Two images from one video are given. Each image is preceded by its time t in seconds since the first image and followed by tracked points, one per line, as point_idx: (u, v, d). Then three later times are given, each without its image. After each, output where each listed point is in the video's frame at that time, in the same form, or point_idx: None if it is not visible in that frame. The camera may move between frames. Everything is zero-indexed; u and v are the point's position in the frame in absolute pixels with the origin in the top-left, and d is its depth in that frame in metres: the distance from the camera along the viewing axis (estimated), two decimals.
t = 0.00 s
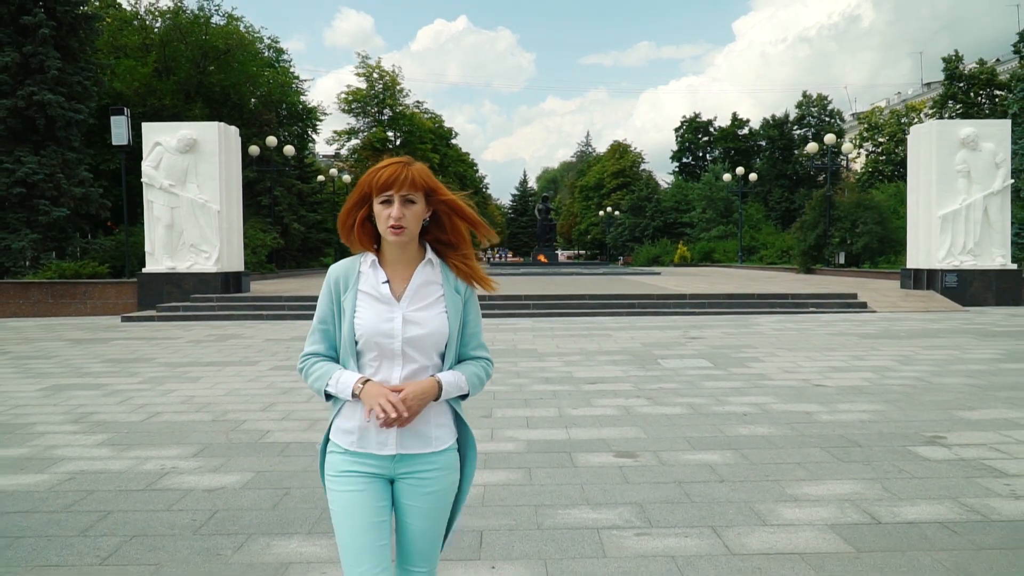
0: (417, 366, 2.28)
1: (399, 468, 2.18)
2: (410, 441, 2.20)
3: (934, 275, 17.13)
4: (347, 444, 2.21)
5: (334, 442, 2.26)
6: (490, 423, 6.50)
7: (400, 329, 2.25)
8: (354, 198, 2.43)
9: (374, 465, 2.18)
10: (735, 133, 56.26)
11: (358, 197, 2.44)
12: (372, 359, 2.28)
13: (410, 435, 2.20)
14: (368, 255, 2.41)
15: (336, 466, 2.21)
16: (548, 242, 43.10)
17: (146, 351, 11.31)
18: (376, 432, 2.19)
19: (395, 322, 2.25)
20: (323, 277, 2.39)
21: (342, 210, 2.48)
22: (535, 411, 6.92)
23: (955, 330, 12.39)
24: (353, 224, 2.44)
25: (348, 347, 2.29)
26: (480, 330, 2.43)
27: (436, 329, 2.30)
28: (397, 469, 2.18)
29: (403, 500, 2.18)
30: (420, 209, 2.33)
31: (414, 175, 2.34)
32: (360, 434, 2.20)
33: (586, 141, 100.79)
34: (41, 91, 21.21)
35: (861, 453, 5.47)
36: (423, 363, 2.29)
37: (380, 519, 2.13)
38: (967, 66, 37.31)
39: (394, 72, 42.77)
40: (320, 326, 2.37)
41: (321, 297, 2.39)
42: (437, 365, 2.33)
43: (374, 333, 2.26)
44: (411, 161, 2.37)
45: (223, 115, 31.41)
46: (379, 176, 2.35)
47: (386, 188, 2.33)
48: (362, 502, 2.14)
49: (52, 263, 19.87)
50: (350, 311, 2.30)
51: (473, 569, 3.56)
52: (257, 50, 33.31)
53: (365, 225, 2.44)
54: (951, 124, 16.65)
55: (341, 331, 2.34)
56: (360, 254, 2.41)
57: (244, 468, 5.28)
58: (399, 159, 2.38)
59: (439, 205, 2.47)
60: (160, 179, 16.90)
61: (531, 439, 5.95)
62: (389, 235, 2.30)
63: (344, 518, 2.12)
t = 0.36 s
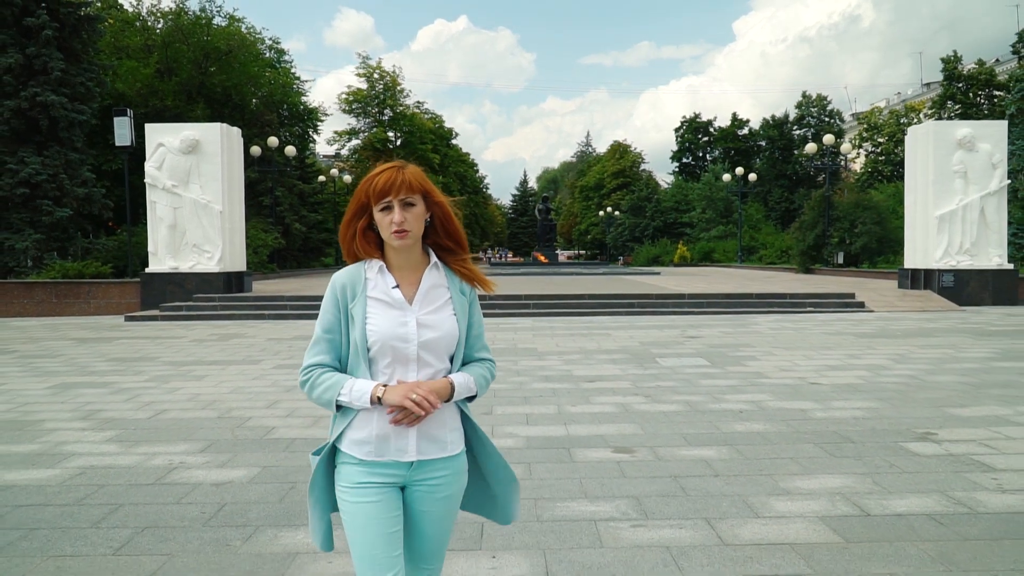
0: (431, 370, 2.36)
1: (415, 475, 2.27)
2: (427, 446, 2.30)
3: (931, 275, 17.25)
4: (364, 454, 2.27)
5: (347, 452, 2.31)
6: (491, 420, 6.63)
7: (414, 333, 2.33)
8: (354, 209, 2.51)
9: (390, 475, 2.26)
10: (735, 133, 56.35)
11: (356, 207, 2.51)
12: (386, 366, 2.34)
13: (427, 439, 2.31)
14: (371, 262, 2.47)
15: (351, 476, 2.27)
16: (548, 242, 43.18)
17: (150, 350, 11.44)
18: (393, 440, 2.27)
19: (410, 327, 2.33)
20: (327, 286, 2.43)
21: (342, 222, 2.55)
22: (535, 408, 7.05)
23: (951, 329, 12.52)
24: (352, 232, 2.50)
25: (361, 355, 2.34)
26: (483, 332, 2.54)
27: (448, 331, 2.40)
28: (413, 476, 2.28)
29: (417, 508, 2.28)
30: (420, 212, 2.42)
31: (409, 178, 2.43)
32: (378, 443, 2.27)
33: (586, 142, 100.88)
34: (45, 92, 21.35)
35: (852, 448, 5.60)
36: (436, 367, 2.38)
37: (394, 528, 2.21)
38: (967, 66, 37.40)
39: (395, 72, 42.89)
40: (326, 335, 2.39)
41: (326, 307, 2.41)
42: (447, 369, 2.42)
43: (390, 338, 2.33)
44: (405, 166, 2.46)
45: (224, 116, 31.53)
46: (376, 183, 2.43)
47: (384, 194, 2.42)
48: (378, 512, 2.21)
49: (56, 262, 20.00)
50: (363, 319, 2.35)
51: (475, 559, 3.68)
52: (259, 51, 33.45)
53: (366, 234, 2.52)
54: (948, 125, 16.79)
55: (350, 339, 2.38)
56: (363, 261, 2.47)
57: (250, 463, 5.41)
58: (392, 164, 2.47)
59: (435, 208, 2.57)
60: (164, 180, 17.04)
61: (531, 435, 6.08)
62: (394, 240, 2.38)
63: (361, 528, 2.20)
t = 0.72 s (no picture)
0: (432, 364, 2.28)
1: (415, 481, 2.19)
2: (434, 445, 2.24)
3: (928, 274, 17.36)
4: (366, 458, 2.18)
5: (346, 453, 2.21)
6: (489, 417, 6.73)
7: (414, 327, 2.24)
8: (340, 204, 2.44)
9: (390, 480, 2.18)
10: (735, 133, 56.46)
11: (343, 202, 2.45)
12: (387, 365, 2.22)
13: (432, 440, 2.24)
14: (362, 257, 2.39)
15: (349, 477, 2.18)
16: (548, 242, 43.31)
17: (152, 350, 11.55)
18: (399, 439, 2.20)
19: (409, 321, 2.24)
20: (318, 286, 2.34)
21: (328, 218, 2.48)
22: (533, 406, 7.14)
23: (946, 328, 12.63)
24: (341, 229, 2.45)
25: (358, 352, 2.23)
26: (480, 325, 2.49)
27: (447, 324, 2.32)
28: (413, 482, 2.20)
29: (418, 515, 2.20)
30: (408, 202, 2.35)
31: (396, 167, 2.35)
32: (383, 444, 2.19)
33: (586, 141, 101.00)
34: (46, 94, 21.45)
35: (844, 445, 5.70)
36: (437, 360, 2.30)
37: (391, 533, 2.15)
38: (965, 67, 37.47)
39: (395, 73, 43.00)
40: (321, 339, 2.33)
41: (320, 308, 2.33)
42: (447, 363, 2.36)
43: (389, 334, 2.21)
44: (390, 156, 2.39)
45: (225, 117, 31.66)
46: (362, 174, 2.37)
47: (370, 185, 2.34)
48: (377, 519, 2.14)
49: (58, 263, 20.14)
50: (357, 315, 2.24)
51: (472, 551, 3.78)
52: (259, 52, 33.60)
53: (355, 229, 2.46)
54: (945, 125, 16.86)
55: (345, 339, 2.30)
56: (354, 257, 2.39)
57: (253, 460, 5.51)
58: (378, 155, 2.40)
59: (425, 200, 2.51)
60: (165, 181, 17.15)
61: (528, 433, 6.18)
62: (382, 232, 2.30)
63: (358, 534, 2.12)
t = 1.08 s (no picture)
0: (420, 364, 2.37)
1: (407, 471, 2.25)
2: (418, 441, 2.28)
3: (924, 274, 17.46)
4: (353, 451, 2.27)
5: (335, 449, 2.30)
6: (486, 414, 6.85)
7: (404, 327, 2.34)
8: (333, 201, 2.51)
9: (378, 471, 2.25)
10: (734, 133, 56.54)
11: (335, 200, 2.52)
12: (377, 360, 2.34)
13: (417, 436, 2.29)
14: (354, 254, 2.47)
15: (338, 471, 2.26)
16: (548, 242, 43.39)
17: (154, 349, 11.67)
18: (383, 435, 2.27)
19: (399, 321, 2.34)
20: (311, 283, 2.43)
21: (321, 215, 2.55)
22: (530, 404, 7.26)
23: (941, 327, 12.73)
24: (332, 227, 2.51)
25: (347, 352, 2.34)
26: (469, 323, 2.56)
27: (436, 324, 2.41)
28: (405, 472, 2.25)
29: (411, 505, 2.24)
30: (400, 202, 2.43)
31: (386, 168, 2.44)
32: (368, 440, 2.26)
33: (586, 141, 101.07)
34: (48, 95, 21.57)
35: (833, 440, 5.81)
36: (424, 360, 2.39)
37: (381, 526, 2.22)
38: (964, 67, 37.54)
39: (395, 73, 43.11)
40: (313, 334, 2.41)
41: (312, 304, 2.41)
42: (435, 360, 2.44)
43: (378, 333, 2.33)
44: (382, 156, 2.46)
45: (225, 118, 31.79)
46: (353, 173, 2.44)
47: (362, 184, 2.42)
48: (367, 512, 2.22)
49: (59, 263, 20.27)
50: (348, 315, 2.35)
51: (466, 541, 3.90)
52: (260, 52, 33.71)
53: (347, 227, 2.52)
54: (941, 125, 16.97)
55: (336, 335, 2.38)
56: (346, 255, 2.47)
57: (253, 455, 5.63)
58: (369, 153, 2.47)
59: (417, 199, 2.56)
60: (166, 181, 17.26)
61: (523, 429, 6.30)
62: (374, 231, 2.38)
63: (349, 527, 2.21)
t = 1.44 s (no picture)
0: (411, 362, 2.37)
1: (397, 464, 2.30)
2: (407, 436, 2.31)
3: (920, 273, 17.58)
4: (343, 445, 2.33)
5: (329, 442, 2.37)
6: (483, 410, 6.96)
7: (396, 325, 2.36)
8: (335, 200, 2.56)
9: (369, 465, 2.30)
10: (734, 133, 56.62)
11: (338, 198, 2.57)
12: (367, 359, 2.37)
13: (407, 431, 2.31)
14: (354, 253, 2.52)
15: (332, 465, 2.34)
16: (547, 242, 43.48)
17: (155, 347, 11.79)
18: (372, 430, 2.31)
19: (391, 319, 2.36)
20: (312, 280, 2.50)
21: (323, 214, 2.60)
22: (526, 400, 7.38)
23: (935, 325, 12.85)
24: (334, 225, 2.55)
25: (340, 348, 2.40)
26: (469, 322, 2.57)
27: (431, 323, 2.42)
28: (396, 466, 2.31)
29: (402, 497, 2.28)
30: (402, 202, 2.46)
31: (388, 168, 2.47)
32: (359, 433, 2.31)
33: (586, 141, 101.15)
34: (49, 96, 21.70)
35: (822, 435, 5.92)
36: (417, 358, 2.40)
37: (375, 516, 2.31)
38: (963, 67, 37.62)
39: (395, 74, 43.23)
40: (312, 328, 2.47)
41: (311, 300, 2.48)
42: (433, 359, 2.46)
43: (370, 330, 2.37)
44: (386, 156, 2.50)
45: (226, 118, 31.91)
46: (355, 174, 2.48)
47: (364, 184, 2.46)
48: (359, 503, 2.30)
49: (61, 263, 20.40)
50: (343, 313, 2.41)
51: (461, 532, 4.02)
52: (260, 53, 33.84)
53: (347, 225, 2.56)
54: (937, 126, 17.09)
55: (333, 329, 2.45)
56: (346, 253, 2.52)
57: (254, 450, 5.75)
58: (372, 154, 2.51)
59: (419, 200, 2.60)
60: (166, 182, 17.38)
61: (519, 425, 6.42)
62: (375, 229, 2.41)
63: (343, 518, 2.30)
